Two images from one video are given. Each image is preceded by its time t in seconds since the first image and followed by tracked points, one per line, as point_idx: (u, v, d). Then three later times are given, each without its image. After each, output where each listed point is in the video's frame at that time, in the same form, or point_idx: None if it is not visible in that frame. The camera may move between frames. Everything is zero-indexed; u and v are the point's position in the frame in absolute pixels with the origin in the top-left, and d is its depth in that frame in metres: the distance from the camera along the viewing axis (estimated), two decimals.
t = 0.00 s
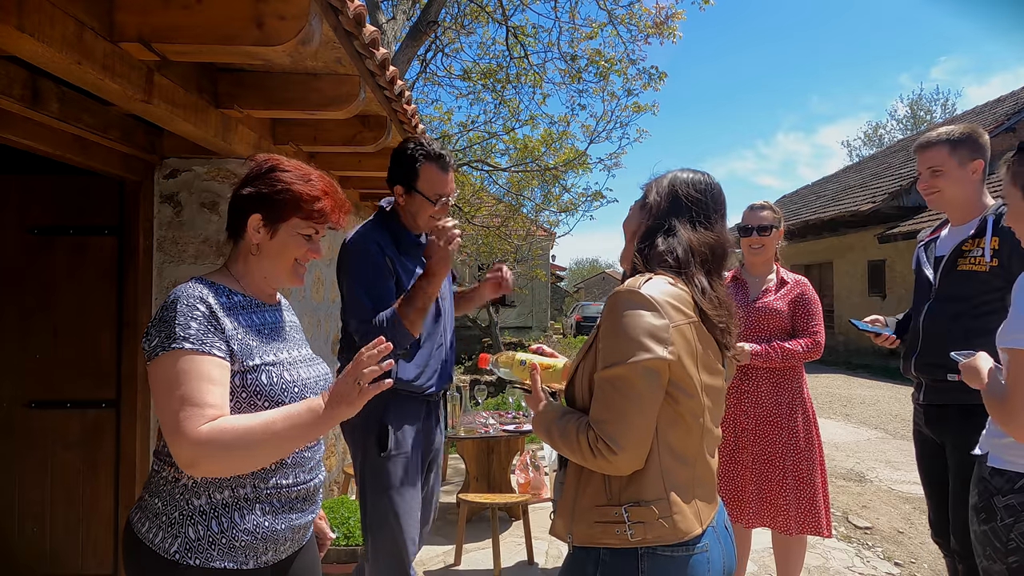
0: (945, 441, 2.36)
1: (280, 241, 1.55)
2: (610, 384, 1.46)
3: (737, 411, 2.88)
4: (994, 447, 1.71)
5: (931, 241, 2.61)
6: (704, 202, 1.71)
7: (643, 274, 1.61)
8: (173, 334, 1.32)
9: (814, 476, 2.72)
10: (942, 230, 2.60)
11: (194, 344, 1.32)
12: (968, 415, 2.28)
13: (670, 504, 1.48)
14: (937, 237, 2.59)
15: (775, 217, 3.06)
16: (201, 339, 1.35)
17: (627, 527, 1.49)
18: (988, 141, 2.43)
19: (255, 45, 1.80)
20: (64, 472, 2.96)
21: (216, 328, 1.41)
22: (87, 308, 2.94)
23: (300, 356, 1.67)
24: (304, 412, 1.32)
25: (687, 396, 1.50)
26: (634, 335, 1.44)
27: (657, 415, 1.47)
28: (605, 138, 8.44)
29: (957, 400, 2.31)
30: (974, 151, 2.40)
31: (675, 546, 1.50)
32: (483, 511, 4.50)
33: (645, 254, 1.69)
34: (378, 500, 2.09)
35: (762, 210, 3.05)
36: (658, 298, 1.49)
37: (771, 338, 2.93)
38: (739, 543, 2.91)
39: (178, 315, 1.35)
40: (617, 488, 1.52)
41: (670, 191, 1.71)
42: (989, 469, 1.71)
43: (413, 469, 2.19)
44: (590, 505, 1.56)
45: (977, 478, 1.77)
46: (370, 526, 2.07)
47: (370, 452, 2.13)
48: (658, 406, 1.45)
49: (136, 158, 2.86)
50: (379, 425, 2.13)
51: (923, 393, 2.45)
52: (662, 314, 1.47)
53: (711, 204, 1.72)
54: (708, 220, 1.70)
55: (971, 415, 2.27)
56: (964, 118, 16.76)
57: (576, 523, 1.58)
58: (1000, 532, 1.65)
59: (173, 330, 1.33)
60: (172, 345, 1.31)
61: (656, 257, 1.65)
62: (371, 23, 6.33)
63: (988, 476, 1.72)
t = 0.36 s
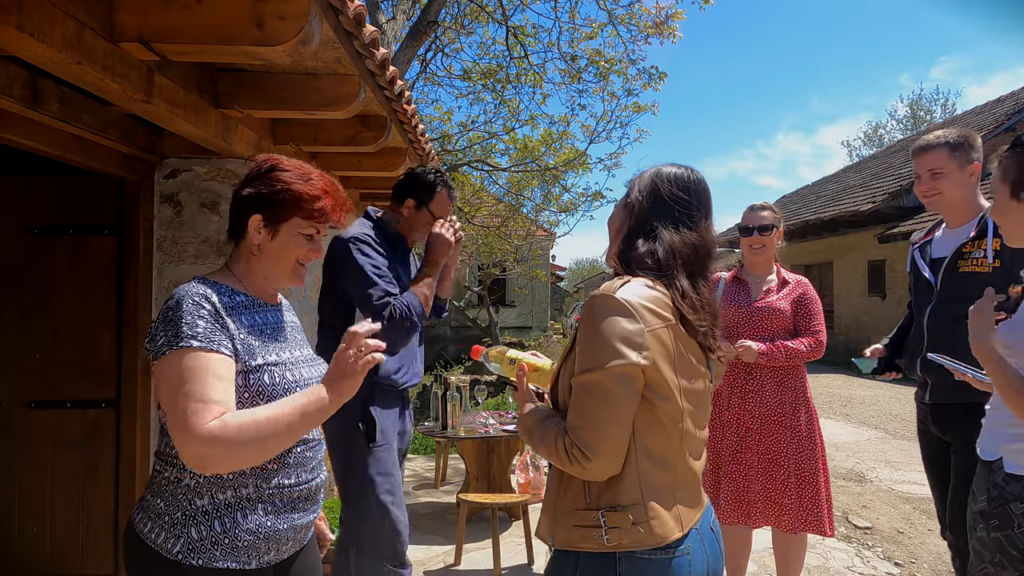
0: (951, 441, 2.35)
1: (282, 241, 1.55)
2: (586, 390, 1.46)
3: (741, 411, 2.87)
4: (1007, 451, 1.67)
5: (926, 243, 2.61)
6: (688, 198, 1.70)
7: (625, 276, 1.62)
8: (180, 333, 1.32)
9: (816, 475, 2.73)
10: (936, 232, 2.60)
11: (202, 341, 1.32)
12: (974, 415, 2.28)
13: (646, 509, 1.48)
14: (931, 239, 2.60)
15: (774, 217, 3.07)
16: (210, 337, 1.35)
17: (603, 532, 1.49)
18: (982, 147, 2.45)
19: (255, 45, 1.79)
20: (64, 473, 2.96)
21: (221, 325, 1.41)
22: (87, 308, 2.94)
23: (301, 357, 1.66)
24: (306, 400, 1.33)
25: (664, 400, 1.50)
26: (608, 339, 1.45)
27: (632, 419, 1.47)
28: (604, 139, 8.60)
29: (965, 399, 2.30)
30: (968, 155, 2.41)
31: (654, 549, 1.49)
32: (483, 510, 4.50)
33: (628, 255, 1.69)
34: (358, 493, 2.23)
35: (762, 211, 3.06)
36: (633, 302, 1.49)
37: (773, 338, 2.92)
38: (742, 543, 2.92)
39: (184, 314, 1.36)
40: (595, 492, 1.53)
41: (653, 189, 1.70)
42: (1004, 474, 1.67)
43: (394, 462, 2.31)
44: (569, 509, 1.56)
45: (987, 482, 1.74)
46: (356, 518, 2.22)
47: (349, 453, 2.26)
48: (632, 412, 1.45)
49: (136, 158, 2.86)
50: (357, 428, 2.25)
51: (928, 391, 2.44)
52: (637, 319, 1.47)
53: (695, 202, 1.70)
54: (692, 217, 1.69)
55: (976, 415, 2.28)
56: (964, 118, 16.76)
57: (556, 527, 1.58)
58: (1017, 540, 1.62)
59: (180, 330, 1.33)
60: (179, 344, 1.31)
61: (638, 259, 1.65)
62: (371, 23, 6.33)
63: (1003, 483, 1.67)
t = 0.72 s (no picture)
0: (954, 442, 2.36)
1: (294, 247, 1.56)
2: (551, 394, 1.46)
3: (744, 412, 2.88)
4: (1012, 449, 1.67)
5: (925, 243, 2.61)
6: (642, 192, 1.68)
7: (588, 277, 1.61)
8: (192, 330, 1.32)
9: (820, 473, 2.73)
10: (933, 233, 2.61)
11: (214, 341, 1.33)
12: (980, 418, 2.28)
13: (615, 510, 1.49)
14: (930, 239, 2.60)
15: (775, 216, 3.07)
16: (221, 337, 1.35)
17: (573, 536, 1.49)
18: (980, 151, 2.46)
19: (255, 45, 1.79)
20: (64, 473, 2.96)
21: (232, 324, 1.41)
22: (87, 308, 2.94)
23: (303, 360, 1.66)
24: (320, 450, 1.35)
25: (629, 402, 1.51)
26: (576, 343, 1.45)
27: (599, 423, 1.47)
28: (603, 138, 8.80)
29: (967, 400, 2.31)
30: (967, 158, 2.41)
31: (624, 547, 1.49)
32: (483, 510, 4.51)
33: (588, 254, 1.67)
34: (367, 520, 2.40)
35: (761, 210, 3.05)
36: (599, 304, 1.49)
37: (775, 337, 2.92)
38: (744, 543, 2.92)
39: (196, 313, 1.36)
40: (563, 495, 1.53)
41: (608, 185, 1.67)
42: (1009, 472, 1.67)
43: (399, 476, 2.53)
44: (536, 513, 1.56)
45: (990, 480, 1.73)
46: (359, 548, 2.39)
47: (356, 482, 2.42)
48: (599, 416, 1.46)
49: (135, 158, 2.86)
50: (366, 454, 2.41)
51: (931, 392, 2.43)
52: (603, 322, 1.47)
53: (651, 196, 1.68)
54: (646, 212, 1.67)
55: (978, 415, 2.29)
56: (964, 118, 16.77)
57: (522, 530, 1.58)
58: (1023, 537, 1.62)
59: (191, 327, 1.33)
60: (191, 342, 1.31)
61: (598, 259, 1.64)
62: (371, 23, 6.33)
63: (1008, 480, 1.68)
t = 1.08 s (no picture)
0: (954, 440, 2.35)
1: (310, 255, 1.56)
2: (534, 398, 1.45)
3: (744, 412, 2.88)
4: (1013, 444, 1.67)
5: (928, 243, 2.61)
6: (615, 187, 1.69)
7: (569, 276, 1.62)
8: (262, 318, 1.39)
9: (821, 473, 2.76)
10: (936, 234, 2.60)
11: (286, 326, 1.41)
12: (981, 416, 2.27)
13: (601, 513, 1.49)
14: (933, 240, 2.59)
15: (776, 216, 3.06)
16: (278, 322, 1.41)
17: (558, 538, 1.50)
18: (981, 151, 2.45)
19: (255, 45, 1.79)
20: (64, 473, 2.96)
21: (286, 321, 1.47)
22: (87, 308, 2.94)
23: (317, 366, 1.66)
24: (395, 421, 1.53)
25: (614, 403, 1.51)
26: (561, 347, 1.44)
27: (584, 425, 1.47)
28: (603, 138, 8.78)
29: (967, 399, 2.31)
30: (967, 159, 2.41)
31: (613, 548, 1.49)
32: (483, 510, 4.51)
33: (568, 252, 1.68)
34: (373, 533, 2.40)
35: (761, 210, 3.05)
36: (584, 307, 1.48)
37: (775, 337, 2.92)
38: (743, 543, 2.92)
39: (257, 302, 1.42)
40: (550, 498, 1.52)
41: (580, 179, 1.70)
42: (1012, 466, 1.67)
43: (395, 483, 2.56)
44: (524, 514, 1.56)
45: (993, 476, 1.73)
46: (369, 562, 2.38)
47: (358, 496, 2.40)
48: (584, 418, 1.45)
49: (135, 158, 2.86)
50: (368, 465, 2.40)
51: (932, 391, 2.43)
52: (589, 325, 1.47)
53: (625, 189, 1.70)
54: (619, 205, 1.69)
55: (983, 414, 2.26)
56: (964, 118, 16.77)
57: (512, 532, 1.58)
58: None
59: (258, 315, 1.39)
60: (267, 328, 1.37)
61: (577, 256, 1.65)
62: (371, 23, 6.33)
63: (1010, 474, 1.67)
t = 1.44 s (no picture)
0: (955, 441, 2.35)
1: (327, 257, 1.56)
2: (565, 392, 1.48)
3: (743, 411, 2.88)
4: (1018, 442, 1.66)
5: (930, 243, 2.61)
6: (620, 187, 1.74)
7: (598, 276, 1.61)
8: (276, 322, 1.39)
9: (819, 475, 2.74)
10: (938, 235, 2.60)
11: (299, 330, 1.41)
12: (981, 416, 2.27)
13: (627, 504, 1.52)
14: (935, 240, 2.59)
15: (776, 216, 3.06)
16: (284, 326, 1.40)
17: (585, 529, 1.53)
18: (984, 151, 2.44)
19: (255, 44, 1.79)
20: (65, 473, 2.96)
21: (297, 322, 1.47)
22: (87, 308, 2.94)
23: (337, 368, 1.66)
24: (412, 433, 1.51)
25: (643, 398, 1.54)
26: (594, 343, 1.47)
27: (614, 419, 1.50)
28: (604, 139, 8.99)
29: (970, 399, 2.31)
30: (971, 158, 2.41)
31: (640, 538, 1.53)
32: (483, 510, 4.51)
33: (592, 254, 1.68)
34: (371, 534, 2.40)
35: (762, 210, 3.05)
36: (616, 304, 1.51)
37: (775, 337, 2.92)
38: (741, 543, 2.92)
39: (272, 306, 1.42)
40: (577, 490, 1.55)
41: (585, 189, 1.73)
42: (1016, 464, 1.66)
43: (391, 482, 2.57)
44: (551, 506, 1.59)
45: (997, 474, 1.72)
46: (366, 563, 2.39)
47: (354, 499, 2.40)
48: (614, 413, 1.48)
49: (135, 159, 2.85)
50: (366, 466, 2.41)
51: (933, 391, 2.43)
52: (621, 322, 1.49)
53: (628, 188, 1.75)
54: (629, 203, 1.72)
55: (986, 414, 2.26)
56: (964, 118, 16.77)
57: (539, 524, 1.61)
58: None
59: (274, 319, 1.40)
60: (279, 332, 1.38)
61: (602, 255, 1.65)
62: (372, 23, 6.34)
63: (1015, 472, 1.66)
